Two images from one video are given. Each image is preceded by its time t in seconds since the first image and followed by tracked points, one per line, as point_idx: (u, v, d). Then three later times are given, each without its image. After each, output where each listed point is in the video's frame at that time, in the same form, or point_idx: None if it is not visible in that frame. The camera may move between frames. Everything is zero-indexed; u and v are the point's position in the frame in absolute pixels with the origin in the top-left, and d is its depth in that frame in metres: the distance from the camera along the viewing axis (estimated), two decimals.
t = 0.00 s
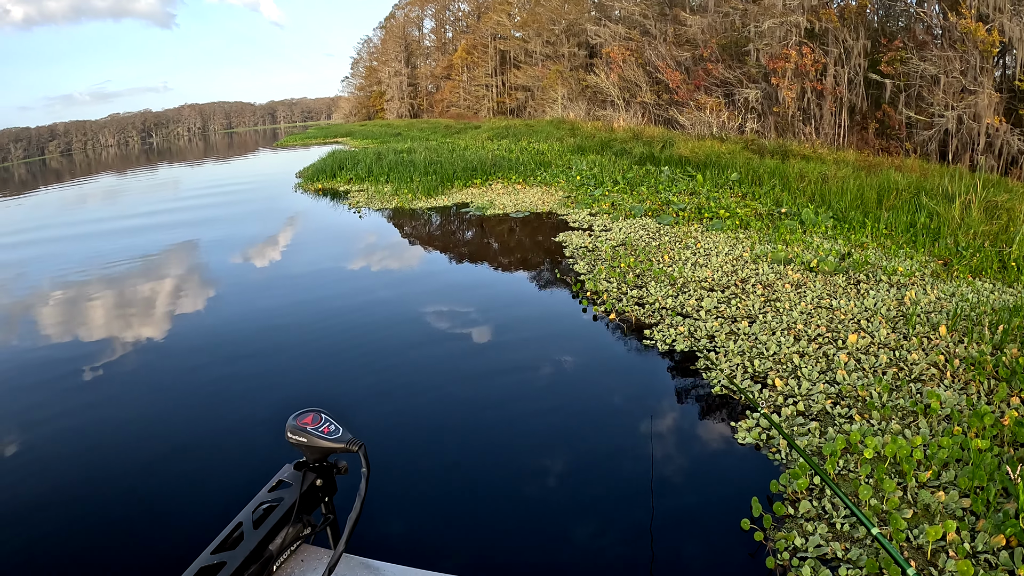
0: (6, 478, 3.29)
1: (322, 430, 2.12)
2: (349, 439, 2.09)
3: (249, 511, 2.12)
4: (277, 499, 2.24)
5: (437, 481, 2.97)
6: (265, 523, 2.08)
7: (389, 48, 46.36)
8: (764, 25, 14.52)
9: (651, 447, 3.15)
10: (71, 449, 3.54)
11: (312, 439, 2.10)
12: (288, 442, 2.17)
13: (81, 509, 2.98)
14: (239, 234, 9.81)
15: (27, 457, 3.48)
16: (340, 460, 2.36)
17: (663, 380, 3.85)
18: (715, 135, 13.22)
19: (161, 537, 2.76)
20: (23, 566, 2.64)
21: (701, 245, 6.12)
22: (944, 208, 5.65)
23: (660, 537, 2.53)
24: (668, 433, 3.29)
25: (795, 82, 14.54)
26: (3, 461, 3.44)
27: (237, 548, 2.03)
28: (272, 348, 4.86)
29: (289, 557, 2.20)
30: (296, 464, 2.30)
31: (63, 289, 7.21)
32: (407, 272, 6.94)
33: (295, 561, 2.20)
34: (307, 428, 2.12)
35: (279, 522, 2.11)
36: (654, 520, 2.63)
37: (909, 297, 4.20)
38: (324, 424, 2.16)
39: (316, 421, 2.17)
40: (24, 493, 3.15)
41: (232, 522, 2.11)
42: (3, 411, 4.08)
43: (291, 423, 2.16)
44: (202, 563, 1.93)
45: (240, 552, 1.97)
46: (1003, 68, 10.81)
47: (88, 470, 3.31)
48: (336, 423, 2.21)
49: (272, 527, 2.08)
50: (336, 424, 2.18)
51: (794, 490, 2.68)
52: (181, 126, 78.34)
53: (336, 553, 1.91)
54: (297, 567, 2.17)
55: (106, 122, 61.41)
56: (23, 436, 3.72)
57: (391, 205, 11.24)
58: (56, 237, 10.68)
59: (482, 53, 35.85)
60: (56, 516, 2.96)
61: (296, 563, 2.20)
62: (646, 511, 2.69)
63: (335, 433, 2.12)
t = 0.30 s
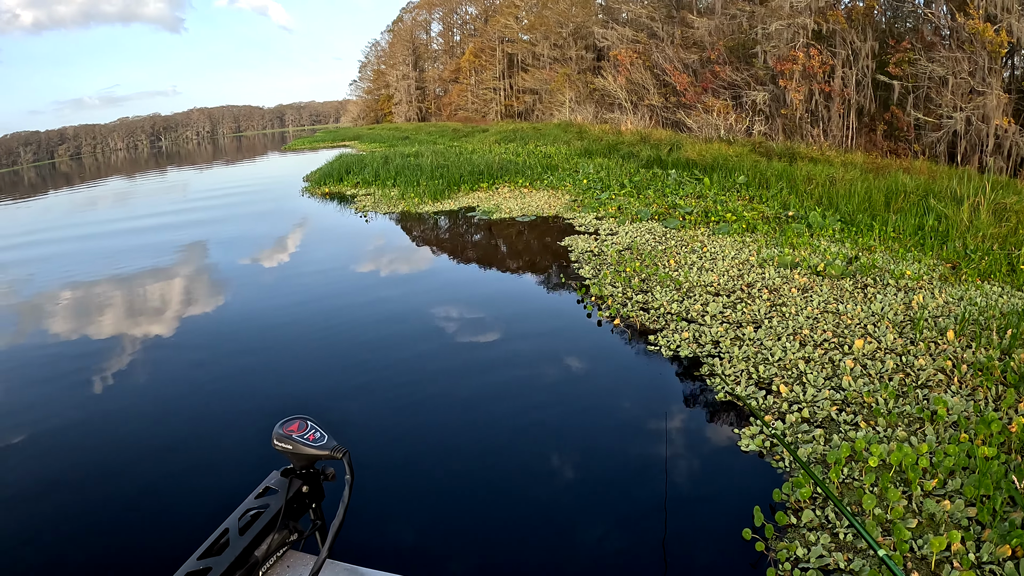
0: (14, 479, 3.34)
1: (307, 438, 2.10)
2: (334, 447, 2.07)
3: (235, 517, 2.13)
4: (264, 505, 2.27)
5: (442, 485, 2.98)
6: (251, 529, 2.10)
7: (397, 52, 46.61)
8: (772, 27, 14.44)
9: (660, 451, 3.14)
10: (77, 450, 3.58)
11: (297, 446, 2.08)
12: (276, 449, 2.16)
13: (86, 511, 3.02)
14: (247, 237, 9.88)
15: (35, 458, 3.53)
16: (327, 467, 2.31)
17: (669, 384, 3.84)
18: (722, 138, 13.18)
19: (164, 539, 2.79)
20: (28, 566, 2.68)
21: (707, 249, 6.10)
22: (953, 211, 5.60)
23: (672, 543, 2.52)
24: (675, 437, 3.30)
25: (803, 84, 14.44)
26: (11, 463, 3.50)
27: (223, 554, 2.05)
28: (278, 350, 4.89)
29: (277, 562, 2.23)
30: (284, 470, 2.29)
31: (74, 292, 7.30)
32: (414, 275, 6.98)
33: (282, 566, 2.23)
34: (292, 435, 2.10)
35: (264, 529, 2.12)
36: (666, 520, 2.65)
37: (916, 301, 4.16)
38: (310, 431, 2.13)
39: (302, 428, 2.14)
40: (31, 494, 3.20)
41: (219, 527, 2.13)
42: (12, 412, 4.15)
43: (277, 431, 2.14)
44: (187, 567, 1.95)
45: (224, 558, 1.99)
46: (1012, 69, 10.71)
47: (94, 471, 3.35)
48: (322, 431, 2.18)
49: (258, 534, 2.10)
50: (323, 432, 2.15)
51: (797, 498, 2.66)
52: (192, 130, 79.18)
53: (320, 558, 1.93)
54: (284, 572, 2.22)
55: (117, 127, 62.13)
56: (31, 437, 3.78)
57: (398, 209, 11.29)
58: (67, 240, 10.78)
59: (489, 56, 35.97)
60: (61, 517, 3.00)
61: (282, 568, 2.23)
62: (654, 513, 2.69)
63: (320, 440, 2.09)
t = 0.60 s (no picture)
0: (21, 481, 3.37)
1: (297, 440, 2.17)
2: (322, 448, 2.15)
3: (223, 516, 2.15)
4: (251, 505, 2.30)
5: (447, 487, 2.98)
6: (238, 528, 2.13)
7: (406, 56, 46.90)
8: (779, 30, 14.36)
9: (671, 455, 3.11)
10: (83, 452, 3.60)
11: (288, 447, 2.16)
12: (266, 450, 2.23)
13: (91, 512, 3.04)
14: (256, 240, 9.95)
15: (42, 460, 3.56)
16: (316, 470, 2.40)
17: (675, 388, 3.82)
18: (729, 141, 13.13)
19: (170, 540, 2.80)
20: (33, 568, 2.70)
21: (714, 252, 6.07)
22: (961, 213, 5.53)
23: (678, 548, 2.49)
24: (682, 440, 3.27)
25: (810, 86, 14.31)
26: (19, 465, 3.53)
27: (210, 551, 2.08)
28: (284, 354, 4.91)
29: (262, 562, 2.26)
30: (273, 471, 2.36)
31: (84, 293, 7.35)
32: (420, 278, 7.01)
33: (268, 565, 2.25)
34: (283, 436, 2.18)
35: (252, 527, 2.15)
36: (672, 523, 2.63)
37: (924, 305, 4.11)
38: (300, 433, 2.21)
39: (292, 430, 2.22)
40: (39, 495, 3.23)
41: (207, 526, 2.17)
42: (22, 414, 4.19)
43: (268, 431, 2.21)
44: (175, 562, 1.98)
45: (212, 554, 2.02)
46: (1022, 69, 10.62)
47: (100, 474, 3.37)
48: (312, 433, 2.26)
49: (245, 533, 2.12)
50: (312, 434, 2.23)
51: (800, 505, 2.62)
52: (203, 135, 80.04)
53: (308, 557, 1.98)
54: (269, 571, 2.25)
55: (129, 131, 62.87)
56: (38, 439, 3.81)
57: (405, 212, 11.33)
58: (78, 243, 10.88)
59: (498, 60, 36.12)
60: (66, 518, 3.02)
61: (267, 567, 2.25)
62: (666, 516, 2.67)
63: (309, 442, 2.17)
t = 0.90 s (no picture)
0: (34, 483, 3.42)
1: (284, 440, 2.26)
2: (309, 449, 2.24)
3: (210, 513, 2.24)
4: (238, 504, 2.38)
5: (454, 490, 2.99)
6: (224, 526, 2.22)
7: (415, 60, 47.14)
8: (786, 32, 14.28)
9: (680, 461, 3.10)
10: (94, 455, 3.65)
11: (275, 447, 2.25)
12: (254, 449, 2.31)
13: (101, 513, 3.08)
14: (265, 243, 10.02)
15: (54, 462, 3.61)
16: (303, 471, 2.50)
17: (683, 397, 3.71)
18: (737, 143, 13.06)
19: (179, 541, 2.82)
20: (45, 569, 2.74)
21: (720, 255, 6.04)
22: (970, 215, 5.47)
23: (679, 554, 2.47)
24: (690, 444, 3.26)
25: (818, 88, 14.18)
26: (31, 467, 3.58)
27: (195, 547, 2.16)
28: (292, 357, 4.95)
29: (247, 560, 2.33)
30: (261, 471, 2.45)
31: (94, 298, 7.43)
32: (427, 281, 7.04)
33: (252, 564, 2.33)
34: (270, 437, 2.26)
35: (237, 526, 2.23)
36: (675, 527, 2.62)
37: (931, 307, 4.06)
38: (287, 433, 2.30)
39: (280, 431, 2.30)
40: (52, 496, 3.28)
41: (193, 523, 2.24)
42: (36, 416, 4.25)
43: (257, 432, 2.29)
44: (161, 558, 2.05)
45: (196, 551, 2.09)
46: None
47: (110, 476, 3.41)
48: (299, 434, 2.35)
49: (231, 530, 2.21)
50: (299, 435, 2.31)
51: (802, 510, 2.61)
52: (214, 138, 80.85)
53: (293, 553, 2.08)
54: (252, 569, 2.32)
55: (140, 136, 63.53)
56: (50, 442, 3.86)
57: (411, 215, 11.37)
58: (88, 247, 10.97)
59: (506, 63, 36.23)
60: (77, 519, 3.06)
61: (252, 566, 2.33)
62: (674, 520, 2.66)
63: (296, 443, 2.26)
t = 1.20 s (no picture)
0: (49, 481, 3.49)
1: (278, 440, 2.25)
2: (302, 449, 2.22)
3: (204, 512, 2.25)
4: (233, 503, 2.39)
5: (461, 491, 3.01)
6: (218, 525, 2.22)
7: (423, 62, 47.35)
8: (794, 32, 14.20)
9: (689, 464, 3.11)
10: (106, 456, 3.70)
11: (269, 447, 2.24)
12: (248, 450, 2.31)
13: (117, 512, 3.14)
14: (274, 244, 10.11)
15: (67, 463, 3.66)
16: (298, 470, 2.48)
17: (690, 393, 3.81)
18: (745, 144, 13.01)
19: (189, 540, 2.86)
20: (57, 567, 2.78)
21: (727, 257, 6.03)
22: (979, 215, 5.43)
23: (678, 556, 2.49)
24: (700, 447, 3.26)
25: (827, 88, 14.09)
26: (45, 467, 3.64)
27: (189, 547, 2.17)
28: (301, 358, 4.99)
29: (241, 559, 2.33)
30: (256, 471, 2.46)
31: (105, 299, 7.51)
32: (435, 283, 7.09)
33: (246, 564, 2.34)
34: (264, 436, 2.26)
35: (231, 525, 2.24)
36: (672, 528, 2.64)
37: (941, 309, 4.04)
38: (281, 433, 2.29)
39: (274, 431, 2.30)
40: (67, 495, 3.34)
41: (187, 522, 2.24)
42: (51, 416, 4.33)
43: (251, 432, 2.29)
44: (154, 557, 2.05)
45: (190, 550, 2.10)
46: None
47: (122, 477, 3.46)
48: (294, 434, 2.33)
49: (224, 530, 2.21)
50: (293, 435, 2.30)
51: (809, 515, 2.60)
52: (224, 141, 81.55)
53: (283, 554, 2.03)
54: (247, 569, 2.31)
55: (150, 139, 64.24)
56: (63, 442, 3.92)
57: (419, 217, 11.42)
58: (99, 248, 11.10)
59: (515, 65, 36.34)
60: (89, 519, 3.11)
61: (246, 565, 2.33)
62: (680, 524, 2.67)
63: (290, 442, 2.24)
